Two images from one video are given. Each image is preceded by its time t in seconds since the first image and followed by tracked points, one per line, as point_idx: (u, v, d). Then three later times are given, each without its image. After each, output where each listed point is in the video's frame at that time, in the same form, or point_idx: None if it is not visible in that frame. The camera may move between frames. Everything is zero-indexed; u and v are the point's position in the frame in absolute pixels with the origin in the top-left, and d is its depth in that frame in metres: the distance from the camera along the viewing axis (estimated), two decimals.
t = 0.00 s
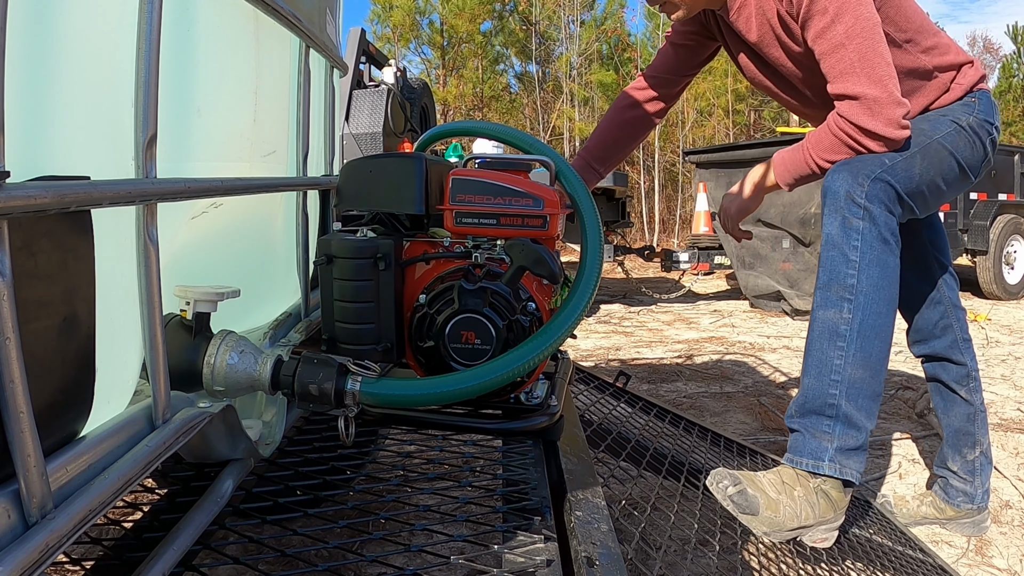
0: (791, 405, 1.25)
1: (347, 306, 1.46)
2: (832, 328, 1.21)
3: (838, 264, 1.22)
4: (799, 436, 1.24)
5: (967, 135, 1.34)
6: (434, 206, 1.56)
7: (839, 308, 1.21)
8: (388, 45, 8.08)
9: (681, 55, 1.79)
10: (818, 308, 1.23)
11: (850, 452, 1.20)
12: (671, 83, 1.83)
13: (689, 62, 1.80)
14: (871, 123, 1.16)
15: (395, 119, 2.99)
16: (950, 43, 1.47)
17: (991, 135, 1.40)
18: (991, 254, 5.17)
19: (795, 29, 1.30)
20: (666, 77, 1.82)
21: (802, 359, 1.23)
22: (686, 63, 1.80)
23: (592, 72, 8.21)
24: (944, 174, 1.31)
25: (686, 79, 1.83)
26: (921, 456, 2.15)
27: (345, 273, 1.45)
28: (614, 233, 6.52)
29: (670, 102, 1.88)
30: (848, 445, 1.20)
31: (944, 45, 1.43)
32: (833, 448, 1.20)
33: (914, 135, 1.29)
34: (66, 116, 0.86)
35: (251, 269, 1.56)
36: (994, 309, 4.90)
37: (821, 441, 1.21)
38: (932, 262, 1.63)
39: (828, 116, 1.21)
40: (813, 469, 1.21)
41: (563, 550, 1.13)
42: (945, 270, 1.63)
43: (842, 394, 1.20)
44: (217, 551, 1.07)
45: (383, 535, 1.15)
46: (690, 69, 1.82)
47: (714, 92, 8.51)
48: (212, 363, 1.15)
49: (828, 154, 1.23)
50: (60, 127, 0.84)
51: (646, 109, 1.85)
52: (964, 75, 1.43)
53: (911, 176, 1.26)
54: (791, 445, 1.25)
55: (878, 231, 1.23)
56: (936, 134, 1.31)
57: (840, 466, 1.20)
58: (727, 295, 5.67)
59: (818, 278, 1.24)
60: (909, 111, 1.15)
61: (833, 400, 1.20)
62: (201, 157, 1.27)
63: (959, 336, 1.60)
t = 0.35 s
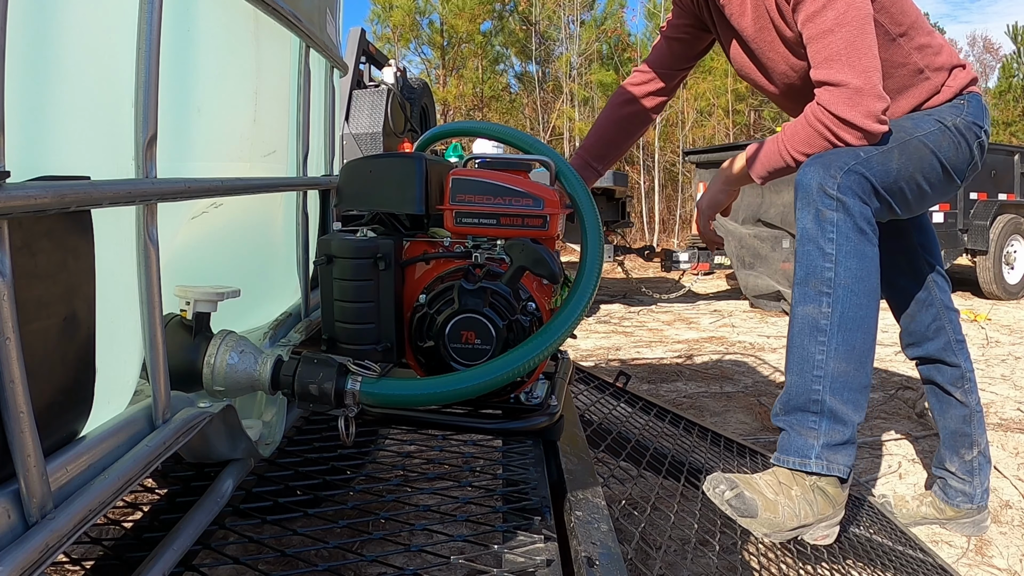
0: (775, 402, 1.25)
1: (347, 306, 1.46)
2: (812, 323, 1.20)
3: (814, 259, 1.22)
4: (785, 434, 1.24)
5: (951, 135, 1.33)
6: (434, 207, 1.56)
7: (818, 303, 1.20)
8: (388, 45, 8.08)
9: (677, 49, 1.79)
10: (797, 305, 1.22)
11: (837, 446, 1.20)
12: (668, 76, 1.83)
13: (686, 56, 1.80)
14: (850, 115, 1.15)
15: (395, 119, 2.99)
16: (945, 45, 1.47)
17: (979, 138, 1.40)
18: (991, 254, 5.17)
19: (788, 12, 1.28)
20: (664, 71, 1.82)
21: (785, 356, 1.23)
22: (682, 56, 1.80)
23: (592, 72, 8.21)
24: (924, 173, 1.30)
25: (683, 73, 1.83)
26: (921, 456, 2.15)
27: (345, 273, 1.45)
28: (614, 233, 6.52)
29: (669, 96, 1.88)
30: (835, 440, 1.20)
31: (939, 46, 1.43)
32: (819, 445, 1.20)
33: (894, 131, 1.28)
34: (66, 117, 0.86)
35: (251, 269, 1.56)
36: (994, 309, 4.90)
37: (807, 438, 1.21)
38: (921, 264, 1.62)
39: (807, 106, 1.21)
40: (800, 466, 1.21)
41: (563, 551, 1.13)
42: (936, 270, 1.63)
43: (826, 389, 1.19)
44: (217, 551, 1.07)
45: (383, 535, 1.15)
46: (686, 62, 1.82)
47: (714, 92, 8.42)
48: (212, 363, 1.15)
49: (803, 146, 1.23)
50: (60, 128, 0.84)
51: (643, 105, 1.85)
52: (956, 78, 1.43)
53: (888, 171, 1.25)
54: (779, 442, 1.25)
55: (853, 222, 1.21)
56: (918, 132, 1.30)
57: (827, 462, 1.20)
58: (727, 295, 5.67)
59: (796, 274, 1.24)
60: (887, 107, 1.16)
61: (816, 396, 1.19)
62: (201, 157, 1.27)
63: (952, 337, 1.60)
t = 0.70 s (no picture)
0: (773, 405, 1.25)
1: (347, 306, 1.46)
2: (808, 326, 1.20)
3: (809, 261, 1.22)
4: (784, 437, 1.24)
5: (950, 137, 1.33)
6: (434, 206, 1.56)
7: (814, 305, 1.20)
8: (388, 45, 8.08)
9: (677, 49, 1.79)
10: (793, 307, 1.23)
11: (835, 448, 1.20)
12: (669, 76, 1.83)
13: (687, 54, 1.79)
14: (844, 116, 1.14)
15: (395, 119, 2.99)
16: (947, 47, 1.46)
17: (980, 142, 1.40)
18: (991, 254, 5.18)
19: (783, 12, 1.28)
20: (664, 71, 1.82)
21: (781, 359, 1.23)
22: (682, 56, 1.79)
23: (592, 72, 8.21)
24: (920, 174, 1.30)
25: (685, 72, 1.82)
26: (921, 457, 2.15)
27: (345, 273, 1.45)
28: (614, 233, 6.52)
29: (670, 96, 1.88)
30: (833, 442, 1.20)
31: (940, 48, 1.42)
32: (817, 448, 1.20)
33: (891, 133, 1.28)
34: (66, 117, 0.86)
35: (251, 269, 1.56)
36: (994, 309, 4.90)
37: (805, 441, 1.21)
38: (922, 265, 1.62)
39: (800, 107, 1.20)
40: (799, 469, 1.21)
41: (564, 551, 1.13)
42: (937, 271, 1.63)
43: (822, 391, 1.19)
44: (217, 551, 1.07)
45: (383, 535, 1.14)
46: (687, 62, 1.81)
47: (713, 92, 8.41)
48: (212, 363, 1.15)
49: (796, 148, 1.23)
50: (60, 127, 0.85)
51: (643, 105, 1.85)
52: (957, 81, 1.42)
53: (883, 172, 1.25)
54: (778, 444, 1.25)
55: (848, 223, 1.21)
56: (916, 134, 1.30)
57: (826, 465, 1.20)
58: (727, 295, 5.67)
59: (791, 276, 1.24)
60: (881, 108, 1.15)
61: (813, 399, 1.19)
62: (201, 157, 1.27)
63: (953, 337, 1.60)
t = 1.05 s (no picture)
0: (777, 406, 1.25)
1: (347, 306, 1.46)
2: (813, 328, 1.20)
3: (816, 263, 1.22)
4: (787, 438, 1.24)
5: (960, 137, 1.33)
6: (434, 207, 1.56)
7: (819, 307, 1.20)
8: (388, 45, 8.08)
9: (683, 55, 1.77)
10: (798, 309, 1.23)
11: (839, 451, 1.20)
12: (673, 82, 1.82)
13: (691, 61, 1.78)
14: (856, 115, 1.14)
15: (395, 119, 2.99)
16: (955, 45, 1.46)
17: (991, 141, 1.40)
18: (991, 254, 5.18)
19: (787, 15, 1.28)
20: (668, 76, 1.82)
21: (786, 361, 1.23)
22: (687, 62, 1.78)
23: (592, 72, 8.21)
24: (930, 175, 1.30)
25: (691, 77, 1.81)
26: (921, 457, 2.15)
27: (345, 273, 1.45)
28: (614, 233, 6.52)
29: (675, 101, 1.87)
30: (836, 445, 1.20)
31: (949, 46, 1.43)
32: (819, 450, 1.20)
33: (901, 133, 1.28)
34: (67, 117, 0.86)
35: (251, 269, 1.56)
36: (994, 309, 4.90)
37: (808, 443, 1.21)
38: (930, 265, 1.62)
39: (810, 107, 1.20)
40: (801, 471, 1.21)
41: (564, 551, 1.13)
42: (945, 272, 1.63)
43: (826, 394, 1.19)
44: (217, 551, 1.07)
45: (384, 535, 1.14)
46: (693, 68, 1.80)
47: (713, 92, 8.41)
48: (212, 363, 1.15)
49: (804, 148, 1.22)
50: (61, 127, 0.85)
51: (647, 110, 1.84)
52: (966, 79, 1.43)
53: (893, 173, 1.25)
54: (780, 446, 1.25)
55: (855, 225, 1.21)
56: (926, 134, 1.30)
57: (828, 467, 1.20)
58: (727, 295, 5.67)
59: (797, 278, 1.24)
60: (891, 106, 1.15)
61: (817, 401, 1.19)
62: (201, 157, 1.27)
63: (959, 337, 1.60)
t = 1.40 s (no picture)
0: (777, 406, 1.25)
1: (347, 306, 1.46)
2: (813, 328, 1.20)
3: (815, 263, 1.22)
4: (787, 438, 1.24)
5: (962, 137, 1.33)
6: (434, 206, 1.56)
7: (819, 307, 1.20)
8: (388, 45, 8.08)
9: (684, 56, 1.77)
10: (798, 309, 1.23)
11: (838, 451, 1.20)
12: (674, 83, 1.82)
13: (693, 62, 1.78)
14: (855, 114, 1.14)
15: (395, 119, 2.99)
16: (957, 42, 1.46)
17: (992, 141, 1.40)
18: (991, 254, 5.18)
19: (786, 15, 1.28)
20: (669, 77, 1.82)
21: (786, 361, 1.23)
22: (689, 63, 1.78)
23: (592, 72, 8.21)
24: (931, 175, 1.30)
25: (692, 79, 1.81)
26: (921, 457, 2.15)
27: (345, 273, 1.45)
28: (614, 233, 6.52)
29: (676, 102, 1.87)
30: (835, 445, 1.20)
31: (951, 44, 1.42)
32: (819, 450, 1.20)
33: (902, 132, 1.28)
34: (67, 117, 0.86)
35: (251, 269, 1.56)
36: (994, 309, 4.90)
37: (807, 443, 1.21)
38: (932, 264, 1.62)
39: (810, 107, 1.20)
40: (800, 471, 1.21)
41: (564, 550, 1.13)
42: (948, 272, 1.62)
43: (826, 395, 1.19)
44: (217, 551, 1.07)
45: (383, 535, 1.14)
46: (695, 69, 1.80)
47: (713, 92, 8.41)
48: (212, 363, 1.15)
49: (804, 148, 1.22)
50: (60, 128, 0.85)
51: (648, 110, 1.84)
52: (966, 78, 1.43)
53: (893, 172, 1.25)
54: (780, 446, 1.25)
55: (855, 225, 1.21)
56: (927, 133, 1.30)
57: (827, 467, 1.20)
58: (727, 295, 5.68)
59: (797, 278, 1.24)
60: (891, 105, 1.15)
61: (817, 401, 1.19)
62: (200, 157, 1.27)
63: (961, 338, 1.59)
